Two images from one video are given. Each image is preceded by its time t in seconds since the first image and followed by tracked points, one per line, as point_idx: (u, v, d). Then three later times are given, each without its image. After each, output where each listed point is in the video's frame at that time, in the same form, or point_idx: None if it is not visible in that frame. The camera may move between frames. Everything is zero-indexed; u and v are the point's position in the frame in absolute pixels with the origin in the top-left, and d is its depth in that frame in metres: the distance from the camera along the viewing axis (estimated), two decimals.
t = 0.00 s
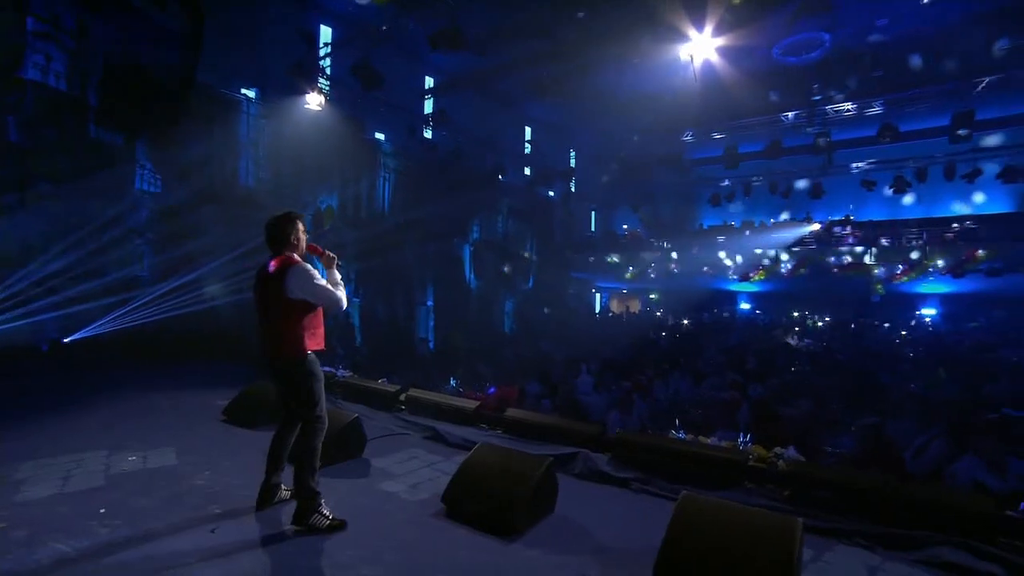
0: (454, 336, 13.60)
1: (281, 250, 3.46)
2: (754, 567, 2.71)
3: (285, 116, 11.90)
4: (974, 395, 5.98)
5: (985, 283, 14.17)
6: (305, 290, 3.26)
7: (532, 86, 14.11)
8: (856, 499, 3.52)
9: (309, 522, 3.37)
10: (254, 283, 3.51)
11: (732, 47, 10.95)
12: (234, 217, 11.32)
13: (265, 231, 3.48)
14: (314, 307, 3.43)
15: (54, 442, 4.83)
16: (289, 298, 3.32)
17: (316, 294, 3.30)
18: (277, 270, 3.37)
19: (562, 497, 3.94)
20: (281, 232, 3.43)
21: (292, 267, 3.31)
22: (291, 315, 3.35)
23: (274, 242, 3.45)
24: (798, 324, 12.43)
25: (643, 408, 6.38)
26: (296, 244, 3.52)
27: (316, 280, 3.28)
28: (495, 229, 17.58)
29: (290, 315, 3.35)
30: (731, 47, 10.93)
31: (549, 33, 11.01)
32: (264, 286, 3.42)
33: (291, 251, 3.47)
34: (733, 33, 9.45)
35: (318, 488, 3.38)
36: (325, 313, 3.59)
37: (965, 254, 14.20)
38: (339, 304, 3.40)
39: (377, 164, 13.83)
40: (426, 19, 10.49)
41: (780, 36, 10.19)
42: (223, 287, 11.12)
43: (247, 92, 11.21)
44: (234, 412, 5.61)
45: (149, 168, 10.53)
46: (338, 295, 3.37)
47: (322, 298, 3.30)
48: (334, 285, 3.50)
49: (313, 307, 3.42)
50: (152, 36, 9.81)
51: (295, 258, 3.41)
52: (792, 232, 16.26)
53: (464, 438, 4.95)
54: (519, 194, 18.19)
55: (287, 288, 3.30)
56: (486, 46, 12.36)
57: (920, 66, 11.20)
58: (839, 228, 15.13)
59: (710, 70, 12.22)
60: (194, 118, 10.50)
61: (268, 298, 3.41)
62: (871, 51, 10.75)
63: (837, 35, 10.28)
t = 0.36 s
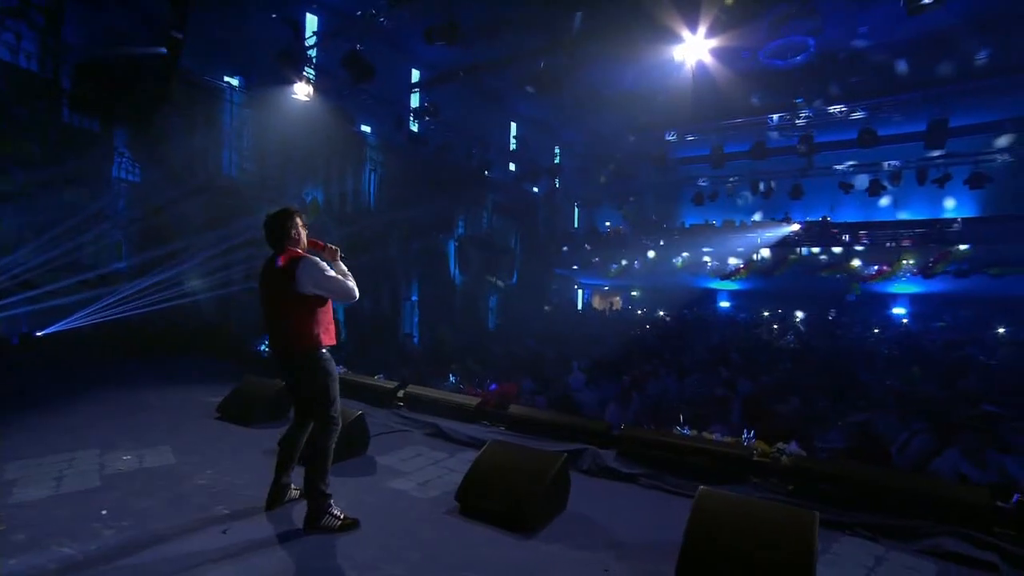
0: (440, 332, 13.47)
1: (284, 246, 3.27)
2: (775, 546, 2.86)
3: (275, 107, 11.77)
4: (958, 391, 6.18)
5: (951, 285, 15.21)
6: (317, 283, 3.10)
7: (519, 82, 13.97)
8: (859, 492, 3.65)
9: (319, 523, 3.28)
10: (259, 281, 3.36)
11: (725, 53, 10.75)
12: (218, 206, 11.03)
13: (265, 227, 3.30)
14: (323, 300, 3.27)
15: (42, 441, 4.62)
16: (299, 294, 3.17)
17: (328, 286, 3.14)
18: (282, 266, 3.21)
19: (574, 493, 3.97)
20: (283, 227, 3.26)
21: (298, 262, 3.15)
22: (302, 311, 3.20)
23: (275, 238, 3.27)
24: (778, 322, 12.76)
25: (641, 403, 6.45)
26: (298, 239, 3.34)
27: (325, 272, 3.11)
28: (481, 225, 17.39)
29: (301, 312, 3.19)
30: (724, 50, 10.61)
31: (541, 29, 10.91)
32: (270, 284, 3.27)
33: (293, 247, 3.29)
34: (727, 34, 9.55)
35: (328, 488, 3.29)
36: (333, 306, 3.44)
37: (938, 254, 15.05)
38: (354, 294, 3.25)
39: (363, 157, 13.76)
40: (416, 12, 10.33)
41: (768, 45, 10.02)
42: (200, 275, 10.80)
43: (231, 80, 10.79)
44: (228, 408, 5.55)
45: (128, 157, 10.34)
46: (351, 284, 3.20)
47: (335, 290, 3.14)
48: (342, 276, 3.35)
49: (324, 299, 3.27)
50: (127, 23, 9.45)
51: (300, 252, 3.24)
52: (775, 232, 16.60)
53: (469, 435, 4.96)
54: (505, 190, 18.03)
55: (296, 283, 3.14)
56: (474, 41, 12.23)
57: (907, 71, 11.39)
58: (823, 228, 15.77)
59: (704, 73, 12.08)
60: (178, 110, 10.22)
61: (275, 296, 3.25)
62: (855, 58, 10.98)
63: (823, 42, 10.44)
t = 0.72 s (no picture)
0: (427, 328, 13.26)
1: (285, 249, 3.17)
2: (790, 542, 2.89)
3: (258, 98, 11.43)
4: (945, 384, 6.35)
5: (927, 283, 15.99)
6: (325, 284, 3.00)
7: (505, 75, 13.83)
8: (862, 487, 3.70)
9: (334, 526, 3.22)
10: (260, 284, 3.22)
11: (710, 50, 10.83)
12: (197, 204, 10.75)
13: (261, 229, 3.17)
14: (330, 301, 3.18)
15: (26, 446, 4.40)
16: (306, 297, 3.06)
17: (337, 287, 3.04)
18: (285, 268, 3.09)
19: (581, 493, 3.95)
20: (281, 228, 3.14)
21: (303, 264, 3.03)
22: (310, 315, 3.10)
23: (274, 240, 3.15)
24: (762, 317, 12.99)
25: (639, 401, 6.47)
26: (296, 239, 3.24)
27: (331, 273, 3.01)
28: (465, 219, 17.17)
29: (310, 315, 3.09)
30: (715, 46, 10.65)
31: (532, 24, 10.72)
32: (273, 287, 3.14)
33: (293, 247, 3.19)
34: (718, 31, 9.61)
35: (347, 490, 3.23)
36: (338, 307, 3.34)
37: (916, 251, 15.57)
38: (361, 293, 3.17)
39: (348, 149, 13.46)
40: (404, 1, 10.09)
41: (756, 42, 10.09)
42: (180, 271, 10.73)
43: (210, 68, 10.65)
44: (220, 408, 5.40)
45: (102, 146, 9.87)
46: (359, 281, 3.10)
47: (344, 290, 3.05)
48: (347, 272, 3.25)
49: (331, 299, 3.17)
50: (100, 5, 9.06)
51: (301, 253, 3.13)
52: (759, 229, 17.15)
53: (471, 433, 4.92)
54: (490, 183, 17.79)
55: (303, 286, 3.04)
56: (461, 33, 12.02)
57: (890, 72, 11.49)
58: (804, 226, 15.76)
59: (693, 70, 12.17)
60: (155, 99, 9.94)
61: (280, 301, 3.13)
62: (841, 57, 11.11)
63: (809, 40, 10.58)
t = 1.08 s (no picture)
0: (412, 323, 13.04)
1: (300, 235, 3.01)
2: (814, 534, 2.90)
3: (235, 87, 11.06)
4: (932, 375, 6.49)
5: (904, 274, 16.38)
6: (343, 275, 2.89)
7: (488, 65, 13.62)
8: (864, 477, 3.73)
9: (341, 532, 3.12)
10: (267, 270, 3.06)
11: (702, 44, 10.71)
12: (170, 197, 10.46)
13: (273, 211, 2.99)
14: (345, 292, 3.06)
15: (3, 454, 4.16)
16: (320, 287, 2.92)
17: (355, 279, 2.93)
18: (300, 256, 2.94)
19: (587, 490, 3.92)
20: (297, 213, 2.98)
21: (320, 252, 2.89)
22: (324, 306, 2.97)
23: (287, 225, 2.99)
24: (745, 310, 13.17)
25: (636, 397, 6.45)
26: (312, 224, 3.08)
27: (351, 264, 2.89)
28: (448, 213, 16.94)
29: (323, 307, 2.96)
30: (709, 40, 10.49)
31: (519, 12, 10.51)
32: (283, 275, 3.00)
33: (308, 234, 3.03)
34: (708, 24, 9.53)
35: (348, 495, 3.11)
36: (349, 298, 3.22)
37: (895, 244, 16.03)
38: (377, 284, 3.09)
39: (328, 141, 13.10)
40: None
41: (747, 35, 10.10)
42: (155, 267, 10.27)
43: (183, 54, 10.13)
44: (208, 407, 5.22)
45: (66, 136, 9.82)
46: (376, 273, 3.03)
47: (361, 282, 2.96)
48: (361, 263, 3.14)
49: (345, 292, 3.05)
50: None
51: (318, 241, 2.99)
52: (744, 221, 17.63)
53: (471, 431, 4.86)
54: (472, 177, 17.56)
55: (320, 275, 2.90)
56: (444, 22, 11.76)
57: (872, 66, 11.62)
58: (786, 219, 16.58)
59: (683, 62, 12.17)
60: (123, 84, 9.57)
61: (289, 289, 2.99)
62: (823, 52, 11.24)
63: (794, 35, 10.65)
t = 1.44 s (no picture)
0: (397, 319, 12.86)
1: (329, 238, 2.98)
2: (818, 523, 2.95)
3: (210, 76, 10.80)
4: (915, 366, 6.65)
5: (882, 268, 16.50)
6: (355, 284, 2.82)
7: (471, 56, 13.42)
8: (860, 468, 3.80)
9: (346, 536, 3.05)
10: (285, 264, 3.04)
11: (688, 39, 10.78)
12: (145, 189, 10.07)
13: (312, 209, 3.01)
14: (359, 309, 2.97)
15: None
16: (332, 290, 2.85)
17: (367, 291, 2.86)
18: (320, 257, 2.90)
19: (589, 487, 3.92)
20: (333, 216, 2.97)
21: (340, 256, 2.84)
22: (335, 310, 2.90)
23: (321, 225, 2.98)
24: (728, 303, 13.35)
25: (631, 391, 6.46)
26: (346, 230, 3.07)
27: (369, 274, 2.83)
28: (431, 206, 16.73)
29: (337, 310, 2.89)
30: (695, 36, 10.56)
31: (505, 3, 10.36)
32: (301, 272, 2.96)
33: (337, 239, 3.00)
34: (696, 18, 9.52)
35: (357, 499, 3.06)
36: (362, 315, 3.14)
37: (872, 239, 16.23)
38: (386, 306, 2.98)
39: (309, 133, 12.84)
40: None
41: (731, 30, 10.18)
42: (130, 262, 9.84)
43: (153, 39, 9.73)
44: (194, 406, 5.06)
45: (28, 123, 9.15)
46: (389, 295, 2.94)
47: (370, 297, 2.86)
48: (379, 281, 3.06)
49: (359, 307, 2.97)
50: None
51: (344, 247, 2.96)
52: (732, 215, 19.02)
53: (468, 429, 4.83)
54: (456, 170, 17.37)
55: (333, 278, 2.83)
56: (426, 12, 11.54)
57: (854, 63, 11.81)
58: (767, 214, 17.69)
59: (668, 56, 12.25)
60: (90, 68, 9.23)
61: (303, 287, 2.95)
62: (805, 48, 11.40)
63: (776, 30, 10.79)
